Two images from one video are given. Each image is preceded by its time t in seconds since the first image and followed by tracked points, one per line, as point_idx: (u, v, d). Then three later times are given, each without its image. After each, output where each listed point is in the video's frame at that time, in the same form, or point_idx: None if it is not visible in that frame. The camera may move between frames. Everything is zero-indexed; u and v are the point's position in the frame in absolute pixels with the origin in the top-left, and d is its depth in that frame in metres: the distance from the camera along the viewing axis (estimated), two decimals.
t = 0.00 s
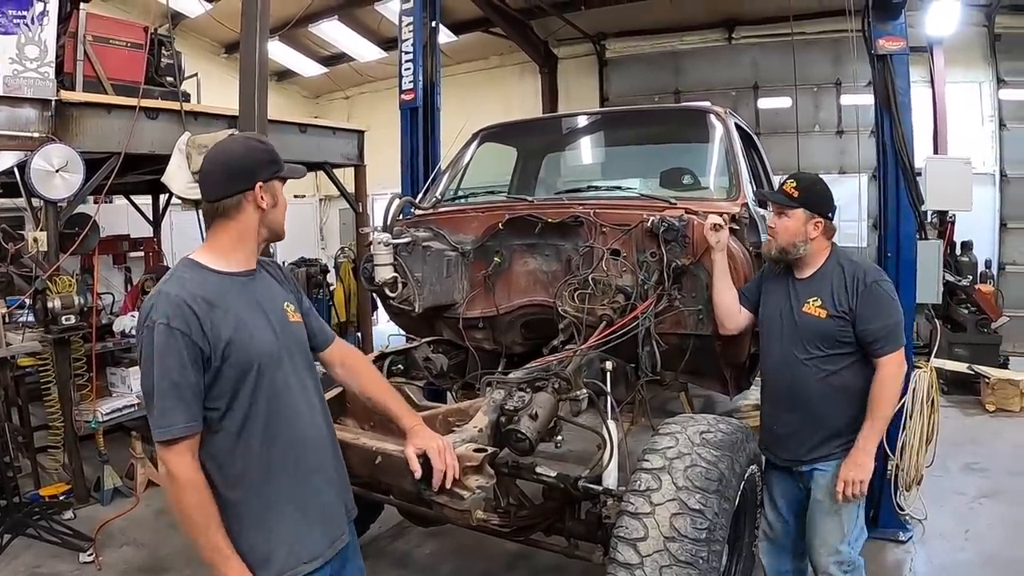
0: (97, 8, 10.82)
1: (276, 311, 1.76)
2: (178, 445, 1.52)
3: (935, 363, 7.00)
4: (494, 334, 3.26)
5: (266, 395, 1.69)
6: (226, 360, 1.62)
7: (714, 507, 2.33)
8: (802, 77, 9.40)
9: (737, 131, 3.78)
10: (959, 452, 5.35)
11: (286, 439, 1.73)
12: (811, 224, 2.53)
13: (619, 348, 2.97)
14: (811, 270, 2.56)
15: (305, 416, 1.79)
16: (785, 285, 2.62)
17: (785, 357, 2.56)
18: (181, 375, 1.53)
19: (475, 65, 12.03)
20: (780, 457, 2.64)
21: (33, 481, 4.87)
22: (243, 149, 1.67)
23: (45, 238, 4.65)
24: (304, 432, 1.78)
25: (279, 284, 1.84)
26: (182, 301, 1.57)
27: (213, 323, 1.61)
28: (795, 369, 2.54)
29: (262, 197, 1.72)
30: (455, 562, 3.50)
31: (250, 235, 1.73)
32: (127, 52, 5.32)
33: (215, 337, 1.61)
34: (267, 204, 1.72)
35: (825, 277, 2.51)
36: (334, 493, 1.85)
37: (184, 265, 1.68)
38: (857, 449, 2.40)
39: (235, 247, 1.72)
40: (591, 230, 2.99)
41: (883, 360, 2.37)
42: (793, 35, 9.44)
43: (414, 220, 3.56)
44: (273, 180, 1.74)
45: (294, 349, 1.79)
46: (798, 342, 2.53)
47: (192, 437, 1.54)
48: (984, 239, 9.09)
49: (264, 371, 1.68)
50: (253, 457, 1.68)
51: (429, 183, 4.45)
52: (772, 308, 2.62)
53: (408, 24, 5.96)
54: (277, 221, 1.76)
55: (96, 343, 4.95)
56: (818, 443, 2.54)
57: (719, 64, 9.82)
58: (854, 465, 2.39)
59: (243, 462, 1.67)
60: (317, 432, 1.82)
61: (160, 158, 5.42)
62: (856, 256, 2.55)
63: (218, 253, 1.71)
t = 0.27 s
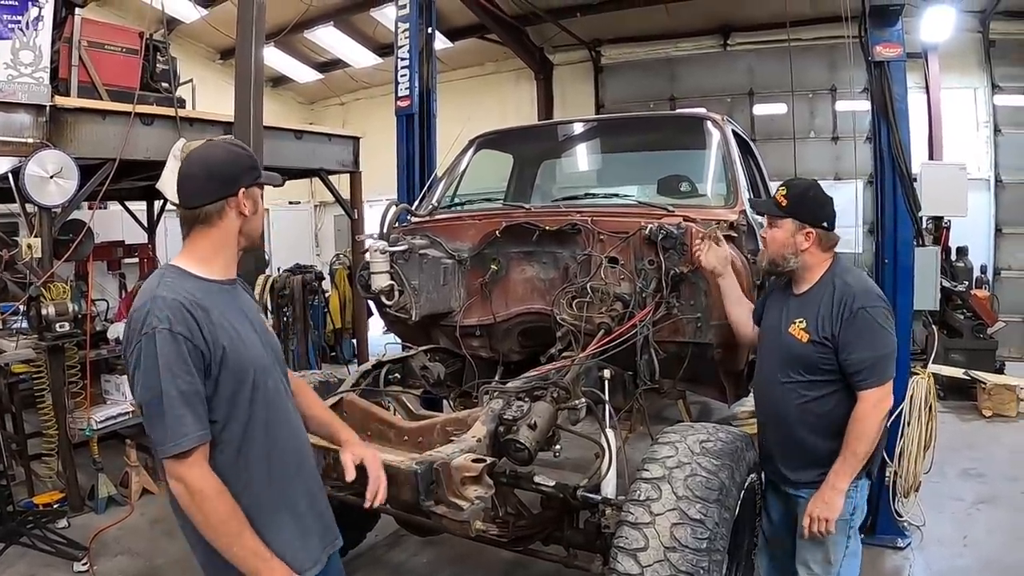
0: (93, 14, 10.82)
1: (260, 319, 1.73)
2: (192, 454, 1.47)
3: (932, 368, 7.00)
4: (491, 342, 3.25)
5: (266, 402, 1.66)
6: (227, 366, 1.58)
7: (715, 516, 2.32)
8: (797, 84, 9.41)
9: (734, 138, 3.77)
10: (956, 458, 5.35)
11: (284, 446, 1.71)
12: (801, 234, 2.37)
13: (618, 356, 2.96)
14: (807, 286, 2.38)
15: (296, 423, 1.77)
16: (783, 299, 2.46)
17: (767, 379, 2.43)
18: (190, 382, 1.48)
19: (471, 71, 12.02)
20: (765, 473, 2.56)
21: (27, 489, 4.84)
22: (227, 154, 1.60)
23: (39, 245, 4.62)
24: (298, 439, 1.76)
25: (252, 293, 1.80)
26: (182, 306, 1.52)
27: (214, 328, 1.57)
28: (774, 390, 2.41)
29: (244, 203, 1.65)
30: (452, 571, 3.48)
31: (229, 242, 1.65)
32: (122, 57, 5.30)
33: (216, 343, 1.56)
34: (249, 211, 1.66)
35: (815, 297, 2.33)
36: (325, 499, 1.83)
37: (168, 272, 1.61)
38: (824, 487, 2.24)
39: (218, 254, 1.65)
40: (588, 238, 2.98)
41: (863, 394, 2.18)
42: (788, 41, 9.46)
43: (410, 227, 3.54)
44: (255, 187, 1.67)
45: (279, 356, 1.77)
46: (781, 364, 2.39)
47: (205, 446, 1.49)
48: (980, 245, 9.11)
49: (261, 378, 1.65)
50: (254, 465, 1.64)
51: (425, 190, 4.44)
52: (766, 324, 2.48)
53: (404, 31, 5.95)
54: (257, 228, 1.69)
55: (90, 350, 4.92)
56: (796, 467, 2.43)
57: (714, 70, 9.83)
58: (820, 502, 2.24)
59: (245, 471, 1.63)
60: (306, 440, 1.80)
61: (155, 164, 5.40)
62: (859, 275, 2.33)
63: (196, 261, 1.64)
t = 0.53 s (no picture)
0: (90, 15, 10.80)
1: (227, 327, 1.71)
2: (159, 472, 1.45)
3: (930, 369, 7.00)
4: (490, 344, 3.24)
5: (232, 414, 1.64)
6: (195, 378, 1.56)
7: (716, 519, 2.31)
8: (795, 85, 9.41)
9: (733, 139, 3.76)
10: (955, 459, 5.35)
11: (249, 458, 1.70)
12: (810, 232, 2.30)
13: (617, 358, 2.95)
14: (816, 291, 2.30)
15: (261, 433, 1.76)
16: (793, 303, 2.39)
17: (767, 389, 2.38)
18: (156, 396, 1.46)
19: (468, 73, 12.02)
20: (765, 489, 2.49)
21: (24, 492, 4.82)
22: (208, 152, 1.59)
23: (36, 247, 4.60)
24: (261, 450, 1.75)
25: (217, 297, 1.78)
26: (150, 316, 1.49)
27: (181, 339, 1.54)
28: (772, 404, 2.35)
29: (221, 205, 1.62)
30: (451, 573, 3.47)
31: (204, 246, 1.63)
32: (120, 59, 5.28)
33: (184, 355, 1.54)
34: (225, 213, 1.63)
35: (819, 305, 2.24)
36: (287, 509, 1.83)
37: (134, 276, 1.57)
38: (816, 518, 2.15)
39: (189, 259, 1.62)
40: (588, 239, 2.97)
41: (860, 417, 2.07)
42: (785, 42, 9.46)
43: (408, 229, 3.53)
44: (234, 188, 1.65)
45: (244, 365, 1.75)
46: (779, 374, 2.32)
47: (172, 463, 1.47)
48: (977, 245, 9.12)
49: (229, 390, 1.64)
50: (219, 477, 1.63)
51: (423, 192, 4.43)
52: (775, 329, 2.42)
53: (402, 32, 5.94)
54: (233, 231, 1.67)
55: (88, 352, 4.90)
56: (794, 485, 2.36)
57: (712, 71, 9.83)
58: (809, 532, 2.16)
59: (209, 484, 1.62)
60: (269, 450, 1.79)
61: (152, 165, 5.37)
62: (869, 282, 2.22)
63: (166, 264, 1.61)
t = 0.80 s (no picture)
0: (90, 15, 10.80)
1: (190, 340, 1.69)
2: (101, 499, 1.45)
3: (931, 370, 6.99)
4: (491, 345, 3.23)
5: (189, 431, 1.64)
6: (147, 400, 1.55)
7: (718, 520, 2.31)
8: (796, 85, 9.40)
9: (734, 140, 3.75)
10: (956, 460, 5.33)
11: (206, 476, 1.70)
12: (826, 225, 2.17)
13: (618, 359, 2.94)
14: (830, 290, 2.18)
15: (221, 448, 1.76)
16: (808, 303, 2.27)
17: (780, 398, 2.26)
18: (105, 423, 1.45)
19: (469, 73, 12.02)
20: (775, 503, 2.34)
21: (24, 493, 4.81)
22: (161, 155, 1.58)
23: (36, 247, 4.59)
24: (221, 464, 1.75)
25: (187, 304, 1.76)
26: (102, 337, 1.47)
27: (134, 360, 1.52)
28: (781, 412, 2.23)
29: (172, 210, 1.60)
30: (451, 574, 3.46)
31: (157, 254, 1.61)
32: (120, 59, 5.28)
33: (136, 376, 1.53)
34: (177, 219, 1.60)
35: (832, 308, 2.11)
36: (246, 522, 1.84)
37: (92, 286, 1.56)
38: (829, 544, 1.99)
39: (148, 268, 1.61)
40: (589, 239, 2.96)
41: (872, 432, 1.93)
42: (786, 43, 9.45)
43: (409, 229, 3.51)
44: (189, 193, 1.62)
45: (208, 379, 1.74)
46: (790, 382, 2.21)
47: (114, 489, 1.47)
48: (978, 246, 9.12)
49: (185, 410, 1.63)
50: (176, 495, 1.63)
51: (424, 193, 4.42)
52: (785, 333, 2.29)
53: (402, 32, 5.93)
54: (189, 238, 1.63)
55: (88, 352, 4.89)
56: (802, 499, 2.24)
57: (713, 72, 9.83)
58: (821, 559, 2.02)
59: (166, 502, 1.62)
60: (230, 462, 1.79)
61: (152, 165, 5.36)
62: (884, 284, 2.09)
63: (121, 272, 1.59)
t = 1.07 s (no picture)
0: (90, 16, 10.81)
1: (154, 348, 1.66)
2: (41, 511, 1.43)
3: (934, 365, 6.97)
4: (492, 343, 3.23)
5: (146, 442, 1.61)
6: (97, 410, 1.53)
7: (720, 517, 2.31)
8: (797, 81, 9.37)
9: (736, 136, 3.75)
10: (960, 455, 5.32)
11: (167, 487, 1.66)
12: (859, 205, 2.19)
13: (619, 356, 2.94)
14: (856, 271, 2.18)
15: (186, 460, 1.72)
16: (832, 284, 2.26)
17: (795, 381, 2.24)
18: (48, 435, 1.42)
19: (469, 72, 12.01)
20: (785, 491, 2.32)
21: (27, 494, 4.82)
22: (112, 161, 1.55)
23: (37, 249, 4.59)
24: (187, 475, 1.71)
25: (157, 313, 1.74)
26: (48, 347, 1.45)
27: (82, 370, 1.50)
28: (797, 393, 2.22)
29: (117, 218, 1.55)
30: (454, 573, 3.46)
31: (107, 262, 1.57)
32: (121, 60, 5.28)
33: (84, 387, 1.50)
34: (122, 227, 1.55)
35: (858, 286, 2.11)
36: (217, 535, 1.79)
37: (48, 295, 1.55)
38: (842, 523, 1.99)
39: (103, 277, 1.59)
40: (590, 237, 2.95)
41: (891, 411, 1.93)
42: (786, 39, 9.42)
43: (410, 228, 3.51)
44: (139, 203, 1.56)
45: (173, 389, 1.71)
46: (810, 361, 2.19)
47: (56, 503, 1.45)
48: (981, 241, 9.10)
49: (140, 420, 1.59)
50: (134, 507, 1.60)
51: (425, 191, 4.41)
52: (806, 312, 2.28)
53: (402, 31, 5.92)
54: (137, 248, 1.58)
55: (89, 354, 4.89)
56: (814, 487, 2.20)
57: (714, 69, 9.81)
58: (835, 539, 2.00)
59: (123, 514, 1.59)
60: (198, 472, 1.76)
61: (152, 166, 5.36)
62: (910, 269, 2.08)
63: (77, 279, 1.58)
